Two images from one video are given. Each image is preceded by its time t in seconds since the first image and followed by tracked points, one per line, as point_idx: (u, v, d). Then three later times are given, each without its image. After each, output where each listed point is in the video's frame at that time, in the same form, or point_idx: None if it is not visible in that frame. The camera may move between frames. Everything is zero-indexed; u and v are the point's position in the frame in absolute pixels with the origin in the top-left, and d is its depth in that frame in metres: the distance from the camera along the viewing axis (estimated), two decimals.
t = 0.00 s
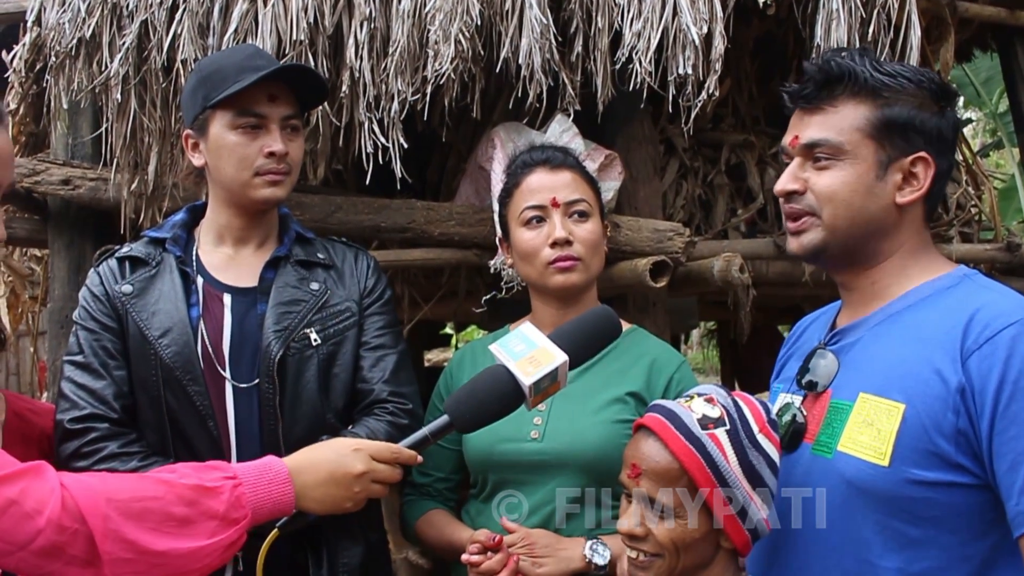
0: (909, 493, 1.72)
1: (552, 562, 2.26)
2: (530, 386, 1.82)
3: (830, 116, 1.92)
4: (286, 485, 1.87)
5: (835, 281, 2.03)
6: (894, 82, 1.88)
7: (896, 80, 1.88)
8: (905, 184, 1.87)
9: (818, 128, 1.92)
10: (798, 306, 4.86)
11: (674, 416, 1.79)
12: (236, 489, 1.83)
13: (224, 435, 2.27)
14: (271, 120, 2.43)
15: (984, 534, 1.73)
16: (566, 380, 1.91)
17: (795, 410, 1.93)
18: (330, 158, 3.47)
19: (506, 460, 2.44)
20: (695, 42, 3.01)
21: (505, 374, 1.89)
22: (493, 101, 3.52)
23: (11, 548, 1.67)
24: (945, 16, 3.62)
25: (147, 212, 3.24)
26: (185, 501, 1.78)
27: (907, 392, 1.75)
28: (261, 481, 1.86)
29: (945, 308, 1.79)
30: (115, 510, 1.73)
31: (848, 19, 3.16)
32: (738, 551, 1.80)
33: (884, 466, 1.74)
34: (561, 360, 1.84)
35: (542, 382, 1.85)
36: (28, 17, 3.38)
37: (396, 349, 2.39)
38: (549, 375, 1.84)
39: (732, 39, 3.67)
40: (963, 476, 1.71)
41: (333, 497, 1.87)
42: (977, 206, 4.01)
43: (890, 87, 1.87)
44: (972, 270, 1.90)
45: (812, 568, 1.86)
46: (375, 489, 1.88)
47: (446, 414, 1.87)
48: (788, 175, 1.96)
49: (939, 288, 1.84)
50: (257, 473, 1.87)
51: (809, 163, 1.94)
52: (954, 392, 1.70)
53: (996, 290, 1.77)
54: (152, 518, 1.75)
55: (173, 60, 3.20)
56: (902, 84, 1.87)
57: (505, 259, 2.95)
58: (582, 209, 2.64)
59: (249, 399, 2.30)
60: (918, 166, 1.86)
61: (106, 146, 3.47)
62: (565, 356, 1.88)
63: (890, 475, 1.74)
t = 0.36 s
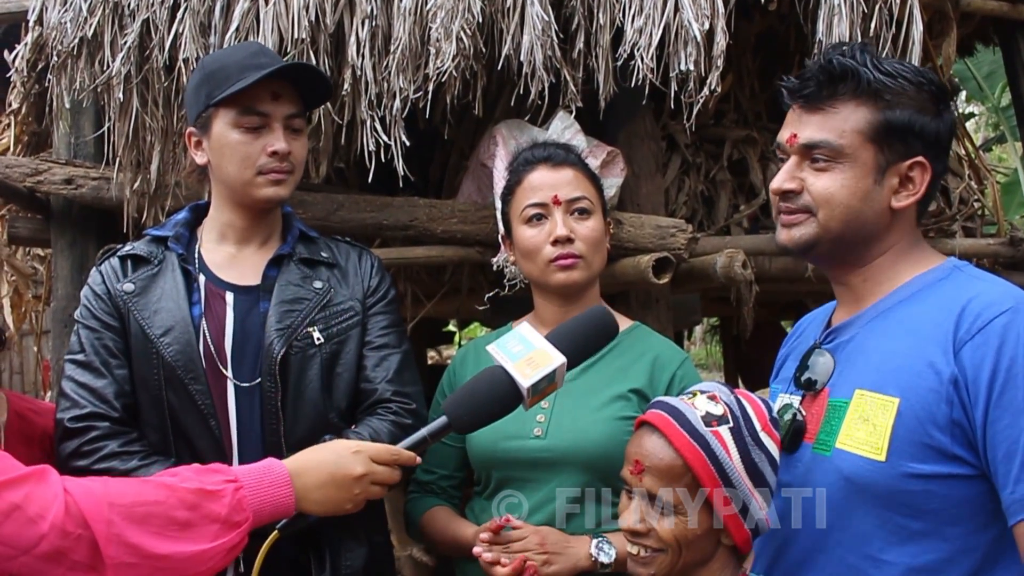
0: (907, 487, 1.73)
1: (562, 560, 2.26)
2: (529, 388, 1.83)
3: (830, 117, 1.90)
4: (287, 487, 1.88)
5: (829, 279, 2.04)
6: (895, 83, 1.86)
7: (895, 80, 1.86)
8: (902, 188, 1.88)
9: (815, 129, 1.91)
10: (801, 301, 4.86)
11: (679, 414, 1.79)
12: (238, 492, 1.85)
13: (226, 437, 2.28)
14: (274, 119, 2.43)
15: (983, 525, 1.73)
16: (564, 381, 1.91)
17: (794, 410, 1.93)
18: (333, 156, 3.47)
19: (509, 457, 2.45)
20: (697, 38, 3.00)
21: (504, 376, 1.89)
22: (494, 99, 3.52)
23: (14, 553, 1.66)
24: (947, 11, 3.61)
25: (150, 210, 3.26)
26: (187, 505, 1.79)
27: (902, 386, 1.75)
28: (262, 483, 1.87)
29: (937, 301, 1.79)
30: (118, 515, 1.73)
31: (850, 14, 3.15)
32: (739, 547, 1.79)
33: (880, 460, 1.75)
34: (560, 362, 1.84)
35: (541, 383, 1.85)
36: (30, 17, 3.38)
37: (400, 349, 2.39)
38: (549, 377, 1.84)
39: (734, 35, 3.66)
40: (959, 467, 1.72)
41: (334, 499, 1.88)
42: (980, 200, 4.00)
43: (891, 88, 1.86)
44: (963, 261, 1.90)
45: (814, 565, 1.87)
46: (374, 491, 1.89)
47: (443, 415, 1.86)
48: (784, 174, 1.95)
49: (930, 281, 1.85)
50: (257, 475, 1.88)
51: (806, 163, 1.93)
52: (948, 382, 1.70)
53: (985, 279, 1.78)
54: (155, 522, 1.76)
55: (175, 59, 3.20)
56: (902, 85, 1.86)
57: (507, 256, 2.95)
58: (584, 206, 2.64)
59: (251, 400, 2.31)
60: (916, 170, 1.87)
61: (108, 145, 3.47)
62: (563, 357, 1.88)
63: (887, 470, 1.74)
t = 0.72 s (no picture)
0: (908, 493, 1.73)
1: (563, 560, 2.26)
2: (519, 418, 1.86)
3: (835, 108, 1.91)
4: (277, 511, 1.87)
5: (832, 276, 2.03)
6: (903, 78, 1.86)
7: (904, 75, 1.87)
8: (906, 181, 1.87)
9: (822, 119, 1.92)
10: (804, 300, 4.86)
11: (676, 415, 1.79)
12: (229, 515, 1.83)
13: (223, 434, 2.28)
14: (278, 117, 2.43)
15: (984, 529, 1.73)
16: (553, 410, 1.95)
17: (795, 409, 1.92)
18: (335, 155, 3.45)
19: (509, 455, 2.45)
20: (699, 37, 3.00)
21: (494, 405, 1.92)
22: (497, 97, 3.52)
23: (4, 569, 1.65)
24: (950, 10, 3.61)
25: (152, 208, 3.26)
26: (178, 527, 1.78)
27: (904, 392, 1.75)
28: (253, 507, 1.86)
29: (938, 305, 1.79)
30: (109, 535, 1.73)
31: (853, 13, 3.15)
32: (739, 544, 1.80)
33: (882, 467, 1.75)
34: (550, 394, 1.88)
35: (531, 414, 1.89)
36: (33, 15, 3.38)
37: (403, 352, 2.39)
38: (538, 407, 1.88)
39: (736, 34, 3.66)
40: (961, 472, 1.71)
41: (323, 523, 1.88)
42: (982, 199, 4.00)
43: (898, 82, 1.86)
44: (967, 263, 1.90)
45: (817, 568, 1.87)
46: (364, 517, 1.89)
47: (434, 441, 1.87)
48: (788, 165, 1.96)
49: (933, 283, 1.84)
50: (248, 499, 1.87)
51: (810, 154, 1.94)
52: (950, 390, 1.70)
53: (987, 283, 1.77)
54: (145, 543, 1.76)
55: (177, 57, 3.20)
56: (910, 80, 1.86)
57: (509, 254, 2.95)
58: (583, 205, 2.64)
59: (249, 399, 2.30)
60: (921, 163, 1.86)
61: (111, 143, 3.48)
62: (553, 388, 1.92)
63: (889, 476, 1.74)
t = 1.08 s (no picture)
0: (912, 492, 1.73)
1: (559, 558, 2.27)
2: (522, 421, 1.88)
3: (824, 110, 1.92)
4: (280, 516, 1.86)
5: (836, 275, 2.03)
6: (893, 79, 1.85)
7: (895, 76, 1.85)
8: (892, 184, 1.86)
9: (812, 121, 1.93)
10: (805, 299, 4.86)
11: (676, 425, 1.77)
12: (233, 521, 1.82)
13: (226, 434, 2.28)
14: (283, 114, 2.43)
15: (987, 530, 1.73)
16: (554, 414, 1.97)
17: (795, 405, 1.94)
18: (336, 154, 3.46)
19: (511, 454, 2.46)
20: (700, 37, 2.99)
21: (495, 408, 1.93)
22: (498, 96, 3.52)
23: None
24: (952, 9, 3.61)
25: (153, 207, 3.26)
26: (183, 533, 1.75)
27: (911, 392, 1.75)
28: (257, 512, 1.85)
29: (947, 306, 1.78)
30: (114, 542, 1.70)
31: (854, 13, 3.15)
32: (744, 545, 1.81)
33: (888, 465, 1.75)
34: (552, 398, 1.90)
35: (532, 417, 1.90)
36: (35, 14, 3.38)
37: (406, 351, 2.39)
38: (540, 411, 1.90)
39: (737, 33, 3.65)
40: (966, 474, 1.71)
41: (327, 529, 1.86)
42: (984, 199, 4.00)
43: (887, 84, 1.85)
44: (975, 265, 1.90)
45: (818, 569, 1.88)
46: (367, 521, 1.88)
47: (438, 446, 1.85)
48: (781, 166, 1.98)
49: (942, 284, 1.84)
50: (251, 504, 1.86)
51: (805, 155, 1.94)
52: (959, 391, 1.69)
53: (998, 288, 1.77)
54: (150, 551, 1.73)
55: (179, 56, 3.20)
56: (901, 81, 1.84)
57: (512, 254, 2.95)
58: (582, 204, 2.64)
59: (252, 396, 2.31)
60: (908, 166, 1.85)
61: (113, 141, 3.48)
62: (555, 392, 1.93)
63: (895, 474, 1.74)
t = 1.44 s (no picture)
0: (910, 487, 1.72)
1: (555, 556, 2.28)
2: (520, 419, 1.89)
3: (815, 113, 1.92)
4: (283, 519, 1.86)
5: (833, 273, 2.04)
6: (882, 81, 1.86)
7: (884, 78, 1.86)
8: (886, 182, 1.86)
9: (804, 125, 1.93)
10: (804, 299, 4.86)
11: (740, 406, 1.76)
12: (236, 525, 1.80)
13: (229, 432, 2.29)
14: (281, 117, 2.43)
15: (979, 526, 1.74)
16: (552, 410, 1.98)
17: (793, 401, 1.94)
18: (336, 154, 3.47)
19: (510, 449, 2.46)
20: (700, 36, 3.00)
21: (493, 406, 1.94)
22: (498, 95, 3.52)
23: None
24: (952, 8, 3.60)
25: (153, 206, 3.27)
26: (187, 539, 1.73)
27: (911, 387, 1.74)
28: (261, 516, 1.84)
29: (945, 303, 1.79)
30: (119, 550, 1.67)
31: (854, 12, 3.15)
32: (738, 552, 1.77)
33: (887, 459, 1.74)
34: (550, 394, 1.91)
35: (531, 414, 1.92)
36: (35, 14, 3.38)
37: (406, 348, 2.39)
38: (538, 407, 1.91)
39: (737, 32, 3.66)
40: (964, 470, 1.72)
41: (330, 530, 1.86)
42: (984, 199, 4.00)
43: (876, 86, 1.86)
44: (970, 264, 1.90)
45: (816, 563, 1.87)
46: (370, 521, 1.87)
47: (436, 444, 1.85)
48: (775, 170, 1.99)
49: (940, 283, 1.84)
50: (254, 507, 1.85)
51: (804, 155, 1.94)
52: (959, 387, 1.69)
53: (995, 287, 1.78)
54: (156, 557, 1.70)
55: (179, 55, 3.20)
56: (889, 83, 1.86)
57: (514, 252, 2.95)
58: (583, 202, 2.64)
59: (255, 397, 2.31)
60: (900, 165, 1.85)
61: (113, 140, 3.48)
62: (552, 388, 1.95)
63: (894, 469, 1.73)
